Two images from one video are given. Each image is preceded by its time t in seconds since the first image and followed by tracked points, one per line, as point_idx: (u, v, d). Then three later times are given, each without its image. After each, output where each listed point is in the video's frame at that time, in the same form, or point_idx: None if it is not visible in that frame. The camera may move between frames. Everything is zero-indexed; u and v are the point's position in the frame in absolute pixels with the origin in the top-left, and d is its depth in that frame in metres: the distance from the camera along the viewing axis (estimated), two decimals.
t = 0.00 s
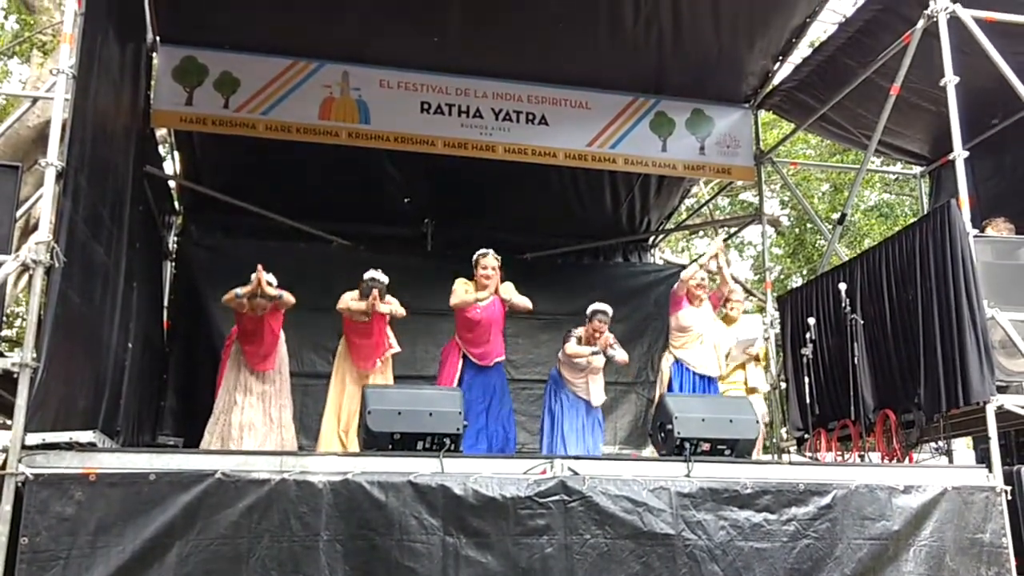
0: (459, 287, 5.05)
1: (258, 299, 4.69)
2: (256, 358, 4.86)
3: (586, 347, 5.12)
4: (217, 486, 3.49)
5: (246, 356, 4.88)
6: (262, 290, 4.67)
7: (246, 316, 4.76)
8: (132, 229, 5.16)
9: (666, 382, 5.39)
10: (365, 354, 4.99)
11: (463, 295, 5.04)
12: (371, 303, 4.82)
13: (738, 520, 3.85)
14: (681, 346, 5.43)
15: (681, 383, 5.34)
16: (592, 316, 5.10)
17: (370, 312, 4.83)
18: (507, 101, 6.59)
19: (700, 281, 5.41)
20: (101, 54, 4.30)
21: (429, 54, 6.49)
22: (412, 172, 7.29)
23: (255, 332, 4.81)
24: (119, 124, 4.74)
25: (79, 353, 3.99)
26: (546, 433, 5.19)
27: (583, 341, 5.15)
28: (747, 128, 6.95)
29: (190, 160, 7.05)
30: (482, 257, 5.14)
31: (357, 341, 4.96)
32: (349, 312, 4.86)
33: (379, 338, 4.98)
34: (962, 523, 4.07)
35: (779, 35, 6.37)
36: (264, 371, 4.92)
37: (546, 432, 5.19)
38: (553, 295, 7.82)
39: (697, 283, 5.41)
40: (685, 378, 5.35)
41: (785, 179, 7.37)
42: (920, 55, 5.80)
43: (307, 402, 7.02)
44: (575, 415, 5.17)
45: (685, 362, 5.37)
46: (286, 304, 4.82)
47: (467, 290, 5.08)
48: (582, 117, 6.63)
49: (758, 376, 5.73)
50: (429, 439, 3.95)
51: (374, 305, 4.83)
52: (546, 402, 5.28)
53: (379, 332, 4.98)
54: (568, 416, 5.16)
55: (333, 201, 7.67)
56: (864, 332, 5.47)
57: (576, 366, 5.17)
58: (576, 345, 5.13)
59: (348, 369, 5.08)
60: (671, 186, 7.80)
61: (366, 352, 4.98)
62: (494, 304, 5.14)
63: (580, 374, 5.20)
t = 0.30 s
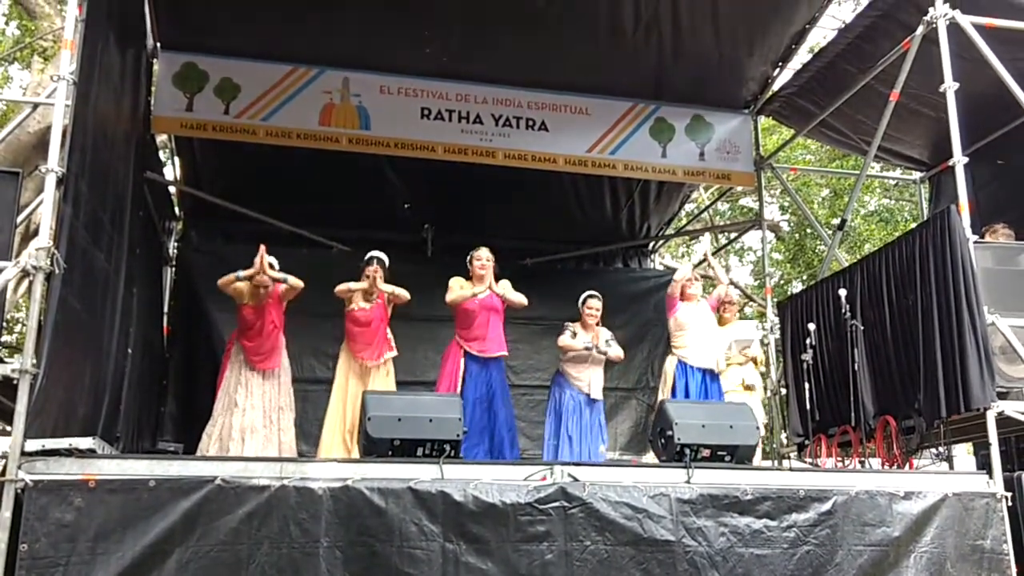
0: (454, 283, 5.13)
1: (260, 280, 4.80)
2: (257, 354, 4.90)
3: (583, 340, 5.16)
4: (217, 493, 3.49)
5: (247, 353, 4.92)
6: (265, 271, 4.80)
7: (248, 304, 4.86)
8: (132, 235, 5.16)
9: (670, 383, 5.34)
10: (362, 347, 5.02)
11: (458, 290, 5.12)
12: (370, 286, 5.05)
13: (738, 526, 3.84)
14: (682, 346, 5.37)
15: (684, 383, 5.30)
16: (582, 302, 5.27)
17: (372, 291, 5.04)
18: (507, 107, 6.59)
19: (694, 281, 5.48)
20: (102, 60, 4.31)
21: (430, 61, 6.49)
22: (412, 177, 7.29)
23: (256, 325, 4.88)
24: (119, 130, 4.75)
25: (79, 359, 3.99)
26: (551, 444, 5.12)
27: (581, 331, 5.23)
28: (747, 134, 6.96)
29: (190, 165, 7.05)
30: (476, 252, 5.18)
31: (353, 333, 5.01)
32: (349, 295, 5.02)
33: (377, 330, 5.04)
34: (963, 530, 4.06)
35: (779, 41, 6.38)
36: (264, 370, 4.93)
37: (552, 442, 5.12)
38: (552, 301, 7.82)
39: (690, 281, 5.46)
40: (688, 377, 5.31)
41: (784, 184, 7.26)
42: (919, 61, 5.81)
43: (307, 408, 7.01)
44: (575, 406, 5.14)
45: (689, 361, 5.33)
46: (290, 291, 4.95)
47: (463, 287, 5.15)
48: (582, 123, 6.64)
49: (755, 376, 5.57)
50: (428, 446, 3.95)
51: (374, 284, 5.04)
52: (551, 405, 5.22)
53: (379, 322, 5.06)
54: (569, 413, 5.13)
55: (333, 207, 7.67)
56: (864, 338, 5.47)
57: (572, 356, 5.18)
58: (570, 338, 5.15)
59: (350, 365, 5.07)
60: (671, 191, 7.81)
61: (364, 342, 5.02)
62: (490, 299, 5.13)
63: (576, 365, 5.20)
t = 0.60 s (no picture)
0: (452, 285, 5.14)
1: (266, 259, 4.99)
2: (257, 346, 4.91)
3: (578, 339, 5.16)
4: (217, 493, 3.49)
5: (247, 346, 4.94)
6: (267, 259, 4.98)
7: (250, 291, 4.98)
8: (132, 236, 5.16)
9: (674, 381, 5.31)
10: (361, 339, 5.02)
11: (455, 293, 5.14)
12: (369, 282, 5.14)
13: (738, 527, 3.84)
14: (682, 345, 5.35)
15: (687, 380, 5.27)
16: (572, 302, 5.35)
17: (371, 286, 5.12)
18: (507, 108, 6.59)
19: (692, 287, 5.47)
20: (102, 61, 4.31)
21: (430, 62, 6.50)
22: (412, 178, 7.29)
23: (255, 314, 4.95)
24: (120, 131, 4.76)
25: (78, 360, 3.98)
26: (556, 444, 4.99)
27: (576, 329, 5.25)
28: (747, 135, 6.96)
29: (190, 167, 7.06)
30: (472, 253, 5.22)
31: (352, 326, 5.05)
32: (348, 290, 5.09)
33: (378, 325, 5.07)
34: (963, 530, 4.06)
35: (778, 42, 6.38)
36: (263, 365, 4.94)
37: (558, 442, 5.00)
38: (552, 302, 7.83)
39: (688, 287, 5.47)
40: (691, 374, 5.29)
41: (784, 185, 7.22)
42: (919, 63, 5.81)
43: (307, 409, 7.01)
44: (577, 394, 5.08)
45: (690, 360, 5.31)
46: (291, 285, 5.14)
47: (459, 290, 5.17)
48: (581, 124, 6.64)
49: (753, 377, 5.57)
50: (428, 447, 3.94)
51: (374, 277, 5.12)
52: (557, 403, 5.10)
53: (379, 316, 5.08)
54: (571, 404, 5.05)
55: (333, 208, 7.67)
56: (864, 339, 5.47)
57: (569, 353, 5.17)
58: (565, 339, 5.16)
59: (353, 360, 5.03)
60: (671, 193, 7.81)
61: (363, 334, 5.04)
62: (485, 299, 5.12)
63: (573, 358, 5.16)
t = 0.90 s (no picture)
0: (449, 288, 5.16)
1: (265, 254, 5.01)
2: (257, 338, 4.91)
3: (573, 340, 5.18)
4: (216, 494, 3.48)
5: (246, 341, 4.93)
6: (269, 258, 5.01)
7: (249, 285, 4.98)
8: (131, 236, 5.16)
9: (673, 380, 5.27)
10: (360, 338, 5.03)
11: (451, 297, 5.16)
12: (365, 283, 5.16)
13: (737, 528, 3.85)
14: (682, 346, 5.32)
15: (688, 380, 5.23)
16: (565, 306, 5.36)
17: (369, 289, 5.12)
18: (506, 109, 6.59)
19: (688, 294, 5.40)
20: (100, 61, 4.30)
21: (429, 63, 6.50)
22: (411, 179, 7.29)
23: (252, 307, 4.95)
24: (119, 132, 4.76)
25: (77, 360, 3.98)
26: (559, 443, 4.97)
27: (571, 331, 5.27)
28: (746, 136, 6.97)
29: (189, 167, 7.06)
30: (469, 257, 5.26)
31: (351, 325, 5.07)
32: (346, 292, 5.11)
33: (376, 326, 5.08)
34: (961, 531, 4.06)
35: (777, 44, 6.39)
36: (263, 361, 4.93)
37: (558, 441, 4.99)
38: (551, 303, 7.83)
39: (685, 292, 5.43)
40: (691, 374, 5.25)
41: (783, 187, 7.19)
42: (919, 64, 5.81)
43: (306, 410, 7.01)
44: (574, 390, 5.08)
45: (690, 361, 5.28)
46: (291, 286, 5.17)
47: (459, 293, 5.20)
48: (580, 125, 6.65)
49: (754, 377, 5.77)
50: (427, 448, 3.94)
51: (373, 277, 5.11)
52: (557, 402, 5.08)
53: (377, 318, 5.09)
54: (570, 400, 5.05)
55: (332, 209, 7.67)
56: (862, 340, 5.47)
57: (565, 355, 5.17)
58: (561, 342, 5.16)
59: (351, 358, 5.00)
60: (669, 194, 7.82)
61: (361, 333, 5.04)
62: (485, 305, 5.11)
63: (569, 358, 5.16)
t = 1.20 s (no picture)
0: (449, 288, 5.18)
1: (263, 255, 5.03)
2: (258, 333, 4.92)
3: (572, 340, 5.19)
4: (215, 493, 3.48)
5: (247, 336, 4.93)
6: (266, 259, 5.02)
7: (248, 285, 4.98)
8: (130, 235, 5.16)
9: (672, 380, 5.27)
10: (357, 338, 5.02)
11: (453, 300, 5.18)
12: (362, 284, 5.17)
13: (736, 527, 3.85)
14: (682, 343, 5.32)
15: (687, 380, 5.23)
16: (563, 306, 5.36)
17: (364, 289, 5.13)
18: (505, 108, 6.59)
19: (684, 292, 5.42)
20: (100, 60, 4.30)
21: (428, 62, 6.50)
22: (411, 178, 7.29)
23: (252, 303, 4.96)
24: (118, 131, 4.76)
25: (76, 359, 3.97)
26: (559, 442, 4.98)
27: (569, 331, 5.27)
28: (745, 136, 6.97)
29: (188, 166, 7.06)
30: (469, 256, 5.23)
31: (348, 326, 5.05)
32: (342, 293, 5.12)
33: (375, 327, 5.08)
34: (960, 530, 4.06)
35: (777, 43, 6.39)
36: (264, 357, 4.93)
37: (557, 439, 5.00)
38: (550, 302, 7.84)
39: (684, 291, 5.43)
40: (689, 375, 5.24)
41: (783, 187, 7.24)
42: (919, 63, 5.81)
43: (305, 409, 7.01)
44: (574, 388, 5.08)
45: (688, 361, 5.28)
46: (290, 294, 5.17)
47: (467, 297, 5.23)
48: (580, 124, 6.64)
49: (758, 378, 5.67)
50: (427, 446, 3.93)
51: (371, 276, 5.12)
52: (558, 401, 5.06)
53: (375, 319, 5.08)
54: (569, 398, 5.05)
55: (331, 209, 7.67)
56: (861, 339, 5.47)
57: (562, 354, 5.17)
58: (558, 343, 5.16)
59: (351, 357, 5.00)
60: (669, 193, 7.82)
61: (361, 333, 5.04)
62: (484, 307, 5.13)
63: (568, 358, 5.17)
